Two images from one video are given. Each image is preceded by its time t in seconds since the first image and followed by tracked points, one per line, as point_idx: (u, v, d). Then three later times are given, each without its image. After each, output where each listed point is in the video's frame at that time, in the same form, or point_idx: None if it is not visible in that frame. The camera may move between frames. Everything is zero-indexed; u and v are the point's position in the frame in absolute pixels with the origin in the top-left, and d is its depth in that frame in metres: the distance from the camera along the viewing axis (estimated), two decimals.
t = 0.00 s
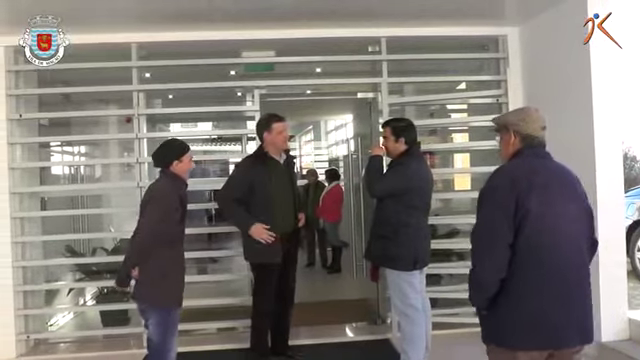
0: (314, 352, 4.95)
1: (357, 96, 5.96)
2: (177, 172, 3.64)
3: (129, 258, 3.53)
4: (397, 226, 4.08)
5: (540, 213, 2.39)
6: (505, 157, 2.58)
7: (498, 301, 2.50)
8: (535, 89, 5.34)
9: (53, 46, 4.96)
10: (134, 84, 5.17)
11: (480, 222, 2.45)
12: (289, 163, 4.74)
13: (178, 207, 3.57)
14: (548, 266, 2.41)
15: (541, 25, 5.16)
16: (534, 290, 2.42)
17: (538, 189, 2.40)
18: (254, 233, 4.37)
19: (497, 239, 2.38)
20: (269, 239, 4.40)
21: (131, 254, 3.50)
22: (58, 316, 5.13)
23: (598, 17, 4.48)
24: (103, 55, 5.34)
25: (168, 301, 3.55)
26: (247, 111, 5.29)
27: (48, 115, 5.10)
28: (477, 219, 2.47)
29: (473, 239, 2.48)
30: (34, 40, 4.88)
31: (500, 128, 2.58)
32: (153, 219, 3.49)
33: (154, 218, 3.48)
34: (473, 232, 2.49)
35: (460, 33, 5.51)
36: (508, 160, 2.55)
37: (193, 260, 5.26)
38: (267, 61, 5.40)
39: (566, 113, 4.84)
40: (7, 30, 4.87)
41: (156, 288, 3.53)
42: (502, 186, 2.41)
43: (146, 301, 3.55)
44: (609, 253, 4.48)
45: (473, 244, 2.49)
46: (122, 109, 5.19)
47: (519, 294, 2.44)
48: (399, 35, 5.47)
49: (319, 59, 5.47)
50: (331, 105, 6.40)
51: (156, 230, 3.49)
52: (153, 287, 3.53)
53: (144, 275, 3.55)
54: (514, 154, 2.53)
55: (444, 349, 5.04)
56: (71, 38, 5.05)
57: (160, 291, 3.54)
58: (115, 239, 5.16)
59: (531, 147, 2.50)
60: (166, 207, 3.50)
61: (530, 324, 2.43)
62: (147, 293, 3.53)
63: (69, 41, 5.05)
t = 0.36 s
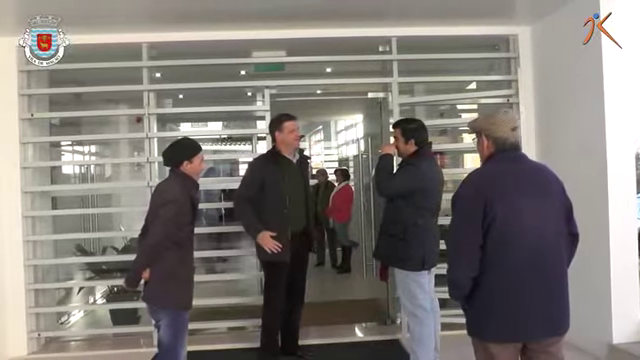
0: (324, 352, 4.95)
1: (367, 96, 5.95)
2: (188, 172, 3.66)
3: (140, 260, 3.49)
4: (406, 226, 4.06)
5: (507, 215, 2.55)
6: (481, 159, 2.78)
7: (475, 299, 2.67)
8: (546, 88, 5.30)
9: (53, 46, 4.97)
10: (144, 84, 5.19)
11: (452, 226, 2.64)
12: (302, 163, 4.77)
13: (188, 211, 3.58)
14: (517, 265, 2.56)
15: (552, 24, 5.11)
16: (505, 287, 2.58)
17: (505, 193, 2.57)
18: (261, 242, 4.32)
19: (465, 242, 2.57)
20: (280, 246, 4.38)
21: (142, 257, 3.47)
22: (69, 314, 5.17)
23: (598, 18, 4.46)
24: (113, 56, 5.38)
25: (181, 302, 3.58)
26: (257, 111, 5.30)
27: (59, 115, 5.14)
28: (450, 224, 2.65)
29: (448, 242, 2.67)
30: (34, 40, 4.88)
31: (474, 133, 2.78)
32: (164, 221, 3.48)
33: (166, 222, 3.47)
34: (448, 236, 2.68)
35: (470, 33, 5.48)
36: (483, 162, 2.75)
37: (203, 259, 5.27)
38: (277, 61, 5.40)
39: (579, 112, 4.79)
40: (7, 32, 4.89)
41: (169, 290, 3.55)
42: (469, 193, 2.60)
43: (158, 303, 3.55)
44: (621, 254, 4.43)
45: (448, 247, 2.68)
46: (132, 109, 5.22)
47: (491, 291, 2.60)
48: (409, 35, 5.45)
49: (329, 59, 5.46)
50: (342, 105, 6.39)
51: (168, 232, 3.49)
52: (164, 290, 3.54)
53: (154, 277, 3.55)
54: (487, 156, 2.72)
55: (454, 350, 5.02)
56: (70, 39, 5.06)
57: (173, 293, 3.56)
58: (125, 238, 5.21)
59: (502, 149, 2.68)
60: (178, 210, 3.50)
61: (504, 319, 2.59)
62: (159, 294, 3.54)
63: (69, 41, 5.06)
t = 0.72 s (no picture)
0: (330, 352, 4.94)
1: (375, 95, 5.93)
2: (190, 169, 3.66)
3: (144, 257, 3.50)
4: (416, 226, 4.04)
5: (505, 213, 2.72)
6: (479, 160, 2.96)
7: (477, 294, 2.82)
8: (554, 87, 5.27)
9: (53, 46, 4.98)
10: (152, 82, 5.21)
11: (454, 225, 2.79)
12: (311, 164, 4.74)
13: (193, 206, 3.59)
14: (516, 260, 2.73)
15: (560, 23, 5.08)
16: (506, 281, 2.74)
17: (504, 193, 2.73)
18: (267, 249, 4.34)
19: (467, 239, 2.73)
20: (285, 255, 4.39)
21: (147, 252, 3.48)
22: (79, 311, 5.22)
23: (598, 18, 4.53)
24: (120, 55, 5.39)
25: (187, 298, 3.59)
26: (265, 110, 5.31)
27: (66, 113, 5.17)
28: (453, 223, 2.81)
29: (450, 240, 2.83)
30: (34, 40, 4.89)
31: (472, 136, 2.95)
32: (167, 217, 3.49)
33: (170, 216, 3.49)
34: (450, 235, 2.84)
35: (477, 32, 5.45)
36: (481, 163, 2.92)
37: (210, 258, 5.28)
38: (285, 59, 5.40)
39: (584, 111, 4.79)
40: (7, 32, 4.89)
41: (175, 286, 3.56)
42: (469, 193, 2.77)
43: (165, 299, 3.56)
44: (630, 254, 4.38)
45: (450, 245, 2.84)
46: (139, 108, 5.23)
47: (493, 286, 2.76)
48: (416, 34, 5.42)
49: (336, 58, 5.44)
50: (350, 103, 6.37)
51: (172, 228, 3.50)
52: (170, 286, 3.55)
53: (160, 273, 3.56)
54: (485, 157, 2.89)
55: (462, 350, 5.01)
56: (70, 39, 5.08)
57: (180, 289, 3.57)
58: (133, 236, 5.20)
59: (499, 150, 2.85)
60: (182, 204, 3.52)
61: (505, 312, 2.74)
62: (165, 291, 3.55)
63: (69, 41, 5.08)
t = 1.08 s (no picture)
0: (335, 351, 4.93)
1: (380, 94, 5.91)
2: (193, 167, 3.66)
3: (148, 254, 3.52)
4: (420, 226, 4.03)
5: (529, 206, 2.81)
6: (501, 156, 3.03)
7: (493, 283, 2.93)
8: (559, 86, 5.24)
9: (54, 46, 5.00)
10: (157, 81, 5.22)
11: (480, 216, 2.87)
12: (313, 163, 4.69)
13: (195, 202, 3.58)
14: (536, 254, 2.84)
15: (566, 22, 5.05)
16: (524, 271, 2.85)
17: (529, 190, 2.82)
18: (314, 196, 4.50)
19: (491, 230, 2.82)
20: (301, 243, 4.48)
21: (151, 249, 3.51)
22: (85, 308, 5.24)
23: (598, 18, 4.61)
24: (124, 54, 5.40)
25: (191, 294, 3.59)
26: (270, 109, 5.30)
27: (72, 111, 5.18)
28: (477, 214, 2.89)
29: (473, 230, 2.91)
30: (34, 40, 4.90)
31: (496, 132, 3.02)
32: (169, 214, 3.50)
33: (172, 212, 3.48)
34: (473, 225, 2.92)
35: (483, 31, 5.43)
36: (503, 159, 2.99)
37: (214, 257, 5.28)
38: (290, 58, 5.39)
39: (589, 110, 4.78)
40: (7, 32, 4.90)
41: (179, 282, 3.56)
42: (494, 186, 2.85)
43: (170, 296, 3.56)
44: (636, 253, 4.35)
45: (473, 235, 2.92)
46: (145, 106, 5.24)
47: (511, 276, 2.87)
48: (421, 32, 5.40)
49: (341, 56, 5.43)
50: (356, 102, 6.36)
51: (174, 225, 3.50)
52: (174, 283, 3.55)
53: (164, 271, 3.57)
54: (508, 154, 2.97)
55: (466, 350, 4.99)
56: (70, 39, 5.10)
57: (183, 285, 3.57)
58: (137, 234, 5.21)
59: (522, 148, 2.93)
60: (184, 201, 3.52)
61: (520, 302, 2.86)
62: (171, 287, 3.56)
63: (68, 41, 5.10)
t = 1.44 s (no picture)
0: (339, 350, 4.92)
1: (385, 92, 5.89)
2: (198, 165, 3.67)
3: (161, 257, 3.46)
4: (427, 225, 4.01)
5: (540, 202, 2.88)
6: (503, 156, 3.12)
7: (503, 276, 2.99)
8: (565, 85, 5.21)
9: (53, 46, 5.05)
10: (161, 79, 5.22)
11: (492, 209, 2.93)
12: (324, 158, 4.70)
13: (203, 201, 3.60)
14: (544, 248, 2.90)
15: (572, 20, 5.03)
16: (534, 265, 2.92)
17: (541, 184, 2.88)
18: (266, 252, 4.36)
19: (504, 224, 2.88)
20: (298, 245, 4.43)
21: (167, 252, 3.46)
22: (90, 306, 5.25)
23: (598, 18, 4.66)
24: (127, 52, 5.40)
25: (204, 293, 3.60)
26: (274, 107, 5.30)
27: (76, 110, 5.19)
28: (490, 208, 2.95)
29: (485, 223, 2.96)
30: (34, 40, 4.94)
31: (498, 132, 3.12)
32: (183, 215, 3.47)
33: (185, 213, 3.47)
34: (486, 219, 2.97)
35: (487, 29, 5.41)
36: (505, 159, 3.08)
37: (218, 255, 5.28)
38: (294, 57, 5.39)
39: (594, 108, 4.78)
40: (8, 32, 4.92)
41: (192, 282, 3.56)
42: (508, 181, 2.91)
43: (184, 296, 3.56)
44: None
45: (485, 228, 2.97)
46: (149, 104, 5.25)
47: (521, 270, 2.94)
48: (426, 31, 5.39)
49: (346, 55, 5.41)
50: (360, 101, 6.35)
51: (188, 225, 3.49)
52: (188, 283, 3.55)
53: (177, 271, 3.55)
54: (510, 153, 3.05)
55: (471, 350, 4.97)
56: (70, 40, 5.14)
57: (195, 284, 3.57)
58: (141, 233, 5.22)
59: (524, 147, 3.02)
60: (195, 201, 3.52)
61: (529, 295, 2.92)
62: (185, 287, 3.55)
63: (67, 42, 5.12)
